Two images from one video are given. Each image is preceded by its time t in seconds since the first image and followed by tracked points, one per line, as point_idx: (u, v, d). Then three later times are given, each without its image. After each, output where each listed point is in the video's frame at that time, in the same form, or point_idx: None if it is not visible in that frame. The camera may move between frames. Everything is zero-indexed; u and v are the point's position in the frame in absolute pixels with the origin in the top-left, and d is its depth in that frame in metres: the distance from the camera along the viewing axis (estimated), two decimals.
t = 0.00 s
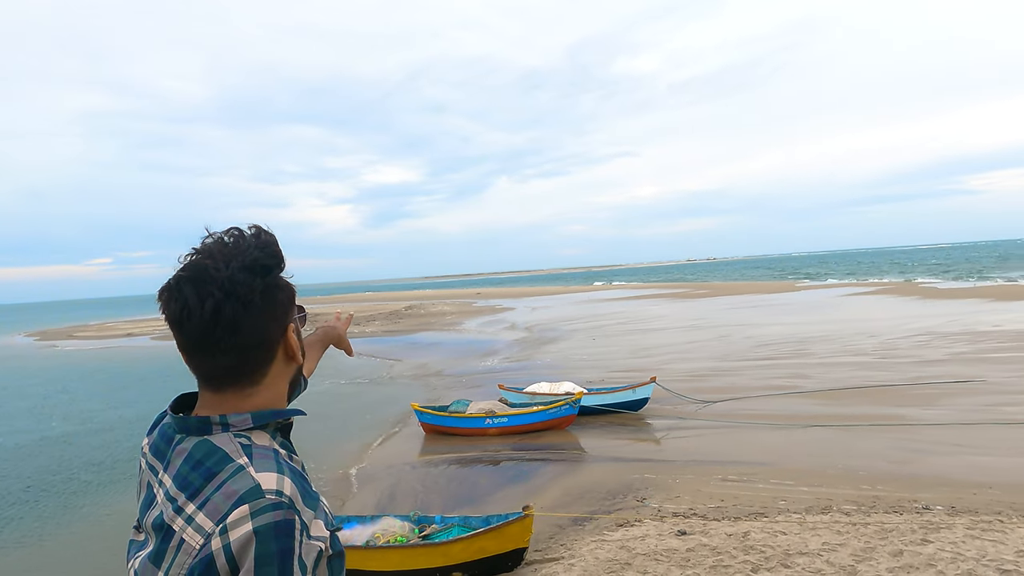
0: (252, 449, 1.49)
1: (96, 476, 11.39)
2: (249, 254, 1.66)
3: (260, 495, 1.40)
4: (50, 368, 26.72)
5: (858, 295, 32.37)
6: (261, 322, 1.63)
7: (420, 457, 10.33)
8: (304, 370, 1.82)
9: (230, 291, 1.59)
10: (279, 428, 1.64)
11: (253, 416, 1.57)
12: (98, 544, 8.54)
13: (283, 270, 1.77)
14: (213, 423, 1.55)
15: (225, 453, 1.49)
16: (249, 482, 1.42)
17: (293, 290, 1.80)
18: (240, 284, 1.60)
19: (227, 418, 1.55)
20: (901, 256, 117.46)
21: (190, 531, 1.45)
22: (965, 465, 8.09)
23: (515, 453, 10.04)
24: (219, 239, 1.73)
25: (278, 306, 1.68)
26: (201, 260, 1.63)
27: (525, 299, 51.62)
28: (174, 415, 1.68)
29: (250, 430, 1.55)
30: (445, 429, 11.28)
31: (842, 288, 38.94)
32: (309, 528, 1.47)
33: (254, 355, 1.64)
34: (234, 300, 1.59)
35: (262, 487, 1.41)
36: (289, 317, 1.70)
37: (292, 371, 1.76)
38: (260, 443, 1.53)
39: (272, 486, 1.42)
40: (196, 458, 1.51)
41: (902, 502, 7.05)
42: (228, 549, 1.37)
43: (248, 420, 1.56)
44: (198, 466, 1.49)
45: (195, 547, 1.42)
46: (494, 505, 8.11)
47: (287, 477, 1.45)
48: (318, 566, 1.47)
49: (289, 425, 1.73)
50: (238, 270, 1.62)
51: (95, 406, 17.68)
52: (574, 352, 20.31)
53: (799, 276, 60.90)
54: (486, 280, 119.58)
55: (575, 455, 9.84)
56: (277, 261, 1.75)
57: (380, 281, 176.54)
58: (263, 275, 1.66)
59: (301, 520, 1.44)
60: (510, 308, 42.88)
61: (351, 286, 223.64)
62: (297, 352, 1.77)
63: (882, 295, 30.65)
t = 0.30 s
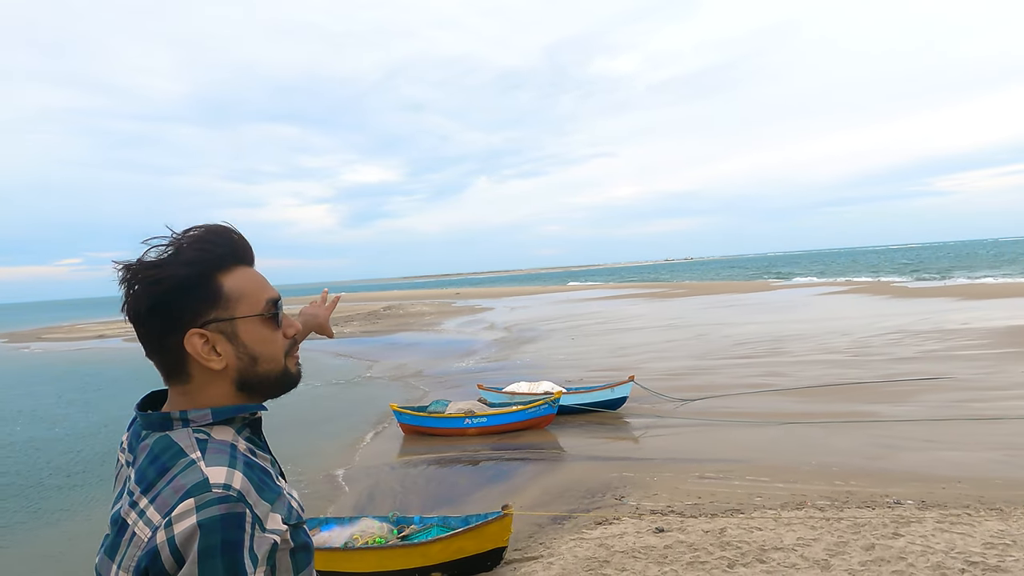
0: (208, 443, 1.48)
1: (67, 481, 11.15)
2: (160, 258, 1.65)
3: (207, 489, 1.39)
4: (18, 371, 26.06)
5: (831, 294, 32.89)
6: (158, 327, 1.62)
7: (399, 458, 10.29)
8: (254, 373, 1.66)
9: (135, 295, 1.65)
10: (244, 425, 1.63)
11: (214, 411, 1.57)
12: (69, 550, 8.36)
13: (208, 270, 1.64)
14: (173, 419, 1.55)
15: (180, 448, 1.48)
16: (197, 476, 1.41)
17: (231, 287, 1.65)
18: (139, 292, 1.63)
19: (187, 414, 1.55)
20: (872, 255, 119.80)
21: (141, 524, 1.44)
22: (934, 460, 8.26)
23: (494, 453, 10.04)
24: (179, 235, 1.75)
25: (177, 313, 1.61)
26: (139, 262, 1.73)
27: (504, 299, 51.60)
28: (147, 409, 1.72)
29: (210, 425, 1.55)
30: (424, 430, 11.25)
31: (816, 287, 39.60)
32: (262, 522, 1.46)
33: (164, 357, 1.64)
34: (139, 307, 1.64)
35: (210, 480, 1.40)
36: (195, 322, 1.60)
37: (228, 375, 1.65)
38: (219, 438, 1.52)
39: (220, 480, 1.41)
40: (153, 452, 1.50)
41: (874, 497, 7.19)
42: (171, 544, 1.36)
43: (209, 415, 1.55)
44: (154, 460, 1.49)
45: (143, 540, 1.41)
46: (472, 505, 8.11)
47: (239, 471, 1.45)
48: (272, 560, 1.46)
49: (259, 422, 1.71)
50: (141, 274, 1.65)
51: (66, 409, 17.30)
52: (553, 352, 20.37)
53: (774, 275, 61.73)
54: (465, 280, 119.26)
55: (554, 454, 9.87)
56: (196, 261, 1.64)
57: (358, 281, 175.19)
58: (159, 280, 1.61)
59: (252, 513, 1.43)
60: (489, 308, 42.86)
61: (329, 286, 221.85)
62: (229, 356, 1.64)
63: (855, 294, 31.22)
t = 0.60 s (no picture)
0: (151, 442, 1.50)
1: (41, 485, 10.90)
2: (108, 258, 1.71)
3: (136, 488, 1.40)
4: None
5: (808, 293, 33.33)
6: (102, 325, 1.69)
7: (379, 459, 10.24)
8: (185, 373, 1.65)
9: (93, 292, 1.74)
10: (197, 424, 1.65)
11: (164, 410, 1.59)
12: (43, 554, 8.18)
13: (141, 270, 1.65)
14: (126, 415, 1.57)
15: (123, 446, 1.50)
16: (130, 474, 1.42)
17: (162, 288, 1.66)
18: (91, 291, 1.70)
19: (139, 411, 1.57)
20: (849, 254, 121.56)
21: (75, 520, 1.45)
22: (908, 456, 8.41)
23: (475, 453, 10.04)
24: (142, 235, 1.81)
25: (113, 313, 1.66)
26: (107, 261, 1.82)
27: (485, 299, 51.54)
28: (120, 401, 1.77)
29: (160, 424, 1.57)
30: (404, 430, 11.21)
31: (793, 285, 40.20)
32: (197, 523, 1.46)
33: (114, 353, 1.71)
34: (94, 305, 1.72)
35: (140, 479, 1.41)
36: (126, 321, 1.63)
37: (162, 374, 1.65)
38: (166, 436, 1.54)
39: (151, 480, 1.42)
40: (100, 448, 1.53)
41: (849, 492, 7.30)
42: (95, 542, 1.37)
43: (159, 413, 1.58)
44: (99, 456, 1.51)
45: (75, 537, 1.42)
46: (453, 504, 8.10)
47: (174, 472, 1.45)
48: (209, 561, 1.47)
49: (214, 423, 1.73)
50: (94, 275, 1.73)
51: (39, 412, 16.92)
52: (535, 352, 20.39)
53: (753, 275, 62.37)
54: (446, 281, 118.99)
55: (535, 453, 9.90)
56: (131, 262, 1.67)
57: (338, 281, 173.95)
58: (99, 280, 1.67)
59: (183, 515, 1.43)
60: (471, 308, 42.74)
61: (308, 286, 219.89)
62: (161, 355, 1.64)
63: (831, 293, 31.66)
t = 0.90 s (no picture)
0: (116, 441, 1.48)
1: (17, 490, 10.67)
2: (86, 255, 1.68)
3: (92, 489, 1.37)
4: None
5: (788, 292, 33.72)
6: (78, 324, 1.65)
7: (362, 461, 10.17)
8: (163, 377, 1.62)
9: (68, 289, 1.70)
10: (170, 424, 1.63)
11: (136, 410, 1.56)
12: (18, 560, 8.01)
13: (122, 270, 1.63)
14: (98, 413, 1.55)
15: (89, 444, 1.48)
16: (88, 475, 1.39)
17: (141, 289, 1.63)
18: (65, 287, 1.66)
19: (110, 410, 1.55)
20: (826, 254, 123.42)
21: (34, 519, 1.43)
22: (886, 452, 8.54)
23: (459, 454, 10.01)
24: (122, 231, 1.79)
25: (89, 312, 1.62)
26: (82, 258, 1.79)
27: (468, 300, 51.47)
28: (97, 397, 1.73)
29: (130, 424, 1.55)
30: (387, 431, 11.16)
31: (774, 285, 40.69)
32: (154, 528, 1.44)
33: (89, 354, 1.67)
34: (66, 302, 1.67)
35: (98, 480, 1.39)
36: (104, 321, 1.60)
37: (137, 376, 1.62)
38: (134, 436, 1.52)
39: (109, 481, 1.39)
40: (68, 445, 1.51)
41: (829, 489, 7.39)
42: (47, 543, 1.34)
43: (130, 413, 1.55)
44: (66, 453, 1.49)
45: (31, 536, 1.40)
46: (437, 505, 8.07)
47: (134, 474, 1.43)
48: (167, 565, 1.45)
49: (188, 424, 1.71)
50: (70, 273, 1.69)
51: (14, 416, 16.57)
52: (519, 352, 20.42)
53: (734, 275, 62.96)
54: (428, 282, 118.60)
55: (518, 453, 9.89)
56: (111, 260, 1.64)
57: (319, 282, 172.64)
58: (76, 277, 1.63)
59: (140, 519, 1.41)
60: (454, 308, 42.67)
61: (289, 286, 218.05)
62: (138, 357, 1.61)
63: (811, 292, 32.10)
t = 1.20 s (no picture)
0: (98, 447, 1.46)
1: None
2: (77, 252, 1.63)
3: (70, 497, 1.36)
4: None
5: (770, 292, 34.02)
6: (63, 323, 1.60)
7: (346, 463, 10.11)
8: (158, 379, 1.61)
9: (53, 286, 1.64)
10: (155, 430, 1.61)
11: (120, 416, 1.54)
12: None
13: (118, 271, 1.60)
14: (81, 418, 1.53)
15: (71, 449, 1.47)
16: (67, 481, 1.38)
17: (137, 290, 1.61)
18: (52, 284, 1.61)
19: (93, 414, 1.53)
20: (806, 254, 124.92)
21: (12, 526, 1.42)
22: (866, 449, 8.65)
23: (444, 455, 9.98)
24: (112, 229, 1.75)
25: (81, 312, 1.58)
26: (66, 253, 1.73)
27: (453, 300, 51.32)
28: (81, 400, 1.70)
29: (114, 429, 1.53)
30: (371, 433, 11.10)
31: (755, 284, 41.13)
32: (136, 536, 1.42)
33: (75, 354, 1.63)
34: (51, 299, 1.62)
35: (76, 488, 1.37)
36: (97, 322, 1.57)
37: (129, 379, 1.60)
38: (116, 441, 1.50)
39: (88, 489, 1.38)
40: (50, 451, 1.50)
41: (811, 486, 7.47)
42: (23, 551, 1.32)
43: (113, 418, 1.53)
44: (47, 460, 1.47)
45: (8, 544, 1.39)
46: (421, 506, 8.04)
47: (115, 481, 1.42)
48: None
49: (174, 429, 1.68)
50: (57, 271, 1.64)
51: None
52: (503, 352, 20.41)
53: (717, 275, 63.39)
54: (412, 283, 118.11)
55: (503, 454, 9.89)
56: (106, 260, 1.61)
57: (301, 283, 171.32)
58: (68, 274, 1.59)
59: (120, 527, 1.39)
60: (438, 309, 42.49)
61: (271, 287, 216.10)
62: (132, 360, 1.59)
63: (792, 291, 32.48)
